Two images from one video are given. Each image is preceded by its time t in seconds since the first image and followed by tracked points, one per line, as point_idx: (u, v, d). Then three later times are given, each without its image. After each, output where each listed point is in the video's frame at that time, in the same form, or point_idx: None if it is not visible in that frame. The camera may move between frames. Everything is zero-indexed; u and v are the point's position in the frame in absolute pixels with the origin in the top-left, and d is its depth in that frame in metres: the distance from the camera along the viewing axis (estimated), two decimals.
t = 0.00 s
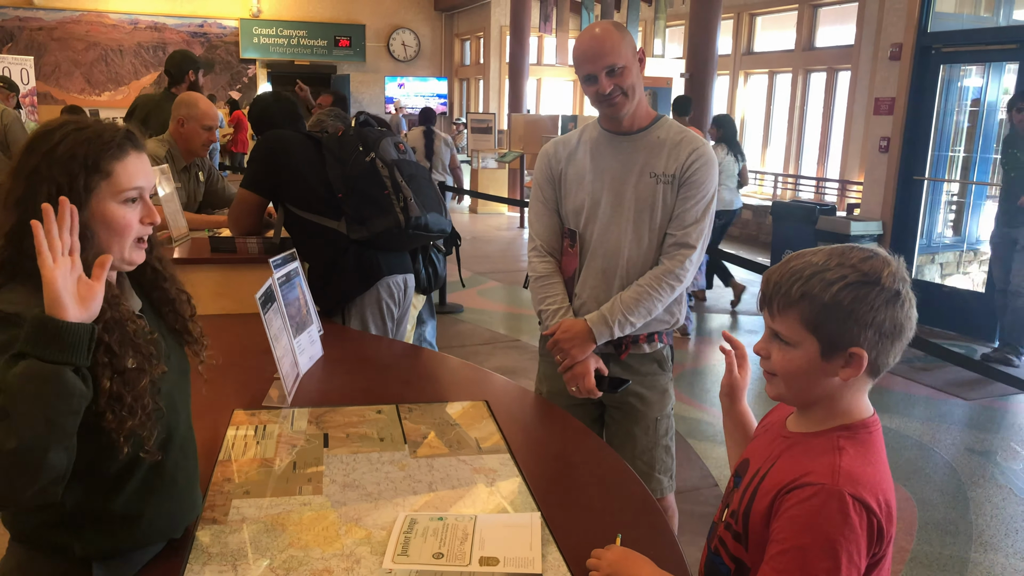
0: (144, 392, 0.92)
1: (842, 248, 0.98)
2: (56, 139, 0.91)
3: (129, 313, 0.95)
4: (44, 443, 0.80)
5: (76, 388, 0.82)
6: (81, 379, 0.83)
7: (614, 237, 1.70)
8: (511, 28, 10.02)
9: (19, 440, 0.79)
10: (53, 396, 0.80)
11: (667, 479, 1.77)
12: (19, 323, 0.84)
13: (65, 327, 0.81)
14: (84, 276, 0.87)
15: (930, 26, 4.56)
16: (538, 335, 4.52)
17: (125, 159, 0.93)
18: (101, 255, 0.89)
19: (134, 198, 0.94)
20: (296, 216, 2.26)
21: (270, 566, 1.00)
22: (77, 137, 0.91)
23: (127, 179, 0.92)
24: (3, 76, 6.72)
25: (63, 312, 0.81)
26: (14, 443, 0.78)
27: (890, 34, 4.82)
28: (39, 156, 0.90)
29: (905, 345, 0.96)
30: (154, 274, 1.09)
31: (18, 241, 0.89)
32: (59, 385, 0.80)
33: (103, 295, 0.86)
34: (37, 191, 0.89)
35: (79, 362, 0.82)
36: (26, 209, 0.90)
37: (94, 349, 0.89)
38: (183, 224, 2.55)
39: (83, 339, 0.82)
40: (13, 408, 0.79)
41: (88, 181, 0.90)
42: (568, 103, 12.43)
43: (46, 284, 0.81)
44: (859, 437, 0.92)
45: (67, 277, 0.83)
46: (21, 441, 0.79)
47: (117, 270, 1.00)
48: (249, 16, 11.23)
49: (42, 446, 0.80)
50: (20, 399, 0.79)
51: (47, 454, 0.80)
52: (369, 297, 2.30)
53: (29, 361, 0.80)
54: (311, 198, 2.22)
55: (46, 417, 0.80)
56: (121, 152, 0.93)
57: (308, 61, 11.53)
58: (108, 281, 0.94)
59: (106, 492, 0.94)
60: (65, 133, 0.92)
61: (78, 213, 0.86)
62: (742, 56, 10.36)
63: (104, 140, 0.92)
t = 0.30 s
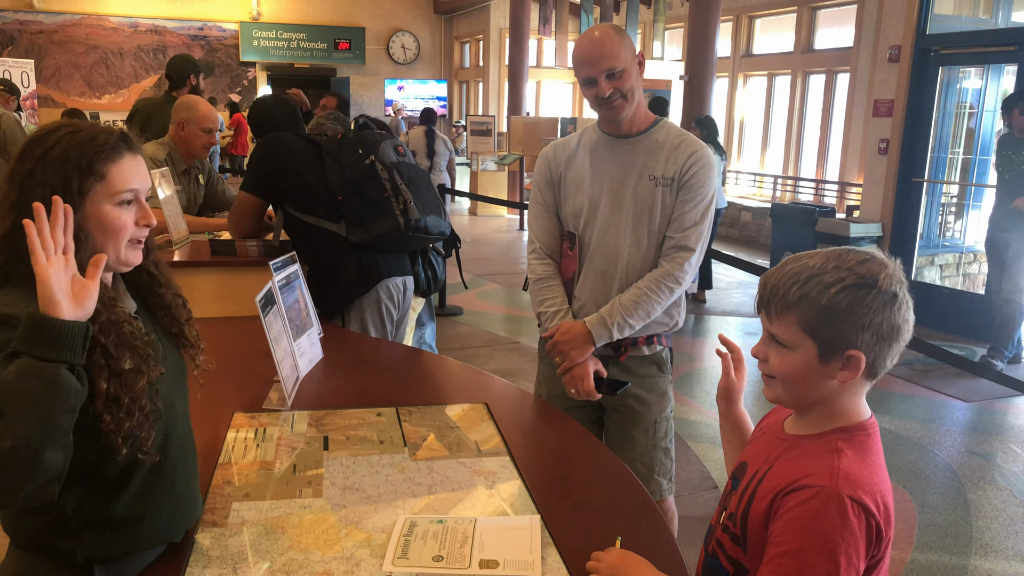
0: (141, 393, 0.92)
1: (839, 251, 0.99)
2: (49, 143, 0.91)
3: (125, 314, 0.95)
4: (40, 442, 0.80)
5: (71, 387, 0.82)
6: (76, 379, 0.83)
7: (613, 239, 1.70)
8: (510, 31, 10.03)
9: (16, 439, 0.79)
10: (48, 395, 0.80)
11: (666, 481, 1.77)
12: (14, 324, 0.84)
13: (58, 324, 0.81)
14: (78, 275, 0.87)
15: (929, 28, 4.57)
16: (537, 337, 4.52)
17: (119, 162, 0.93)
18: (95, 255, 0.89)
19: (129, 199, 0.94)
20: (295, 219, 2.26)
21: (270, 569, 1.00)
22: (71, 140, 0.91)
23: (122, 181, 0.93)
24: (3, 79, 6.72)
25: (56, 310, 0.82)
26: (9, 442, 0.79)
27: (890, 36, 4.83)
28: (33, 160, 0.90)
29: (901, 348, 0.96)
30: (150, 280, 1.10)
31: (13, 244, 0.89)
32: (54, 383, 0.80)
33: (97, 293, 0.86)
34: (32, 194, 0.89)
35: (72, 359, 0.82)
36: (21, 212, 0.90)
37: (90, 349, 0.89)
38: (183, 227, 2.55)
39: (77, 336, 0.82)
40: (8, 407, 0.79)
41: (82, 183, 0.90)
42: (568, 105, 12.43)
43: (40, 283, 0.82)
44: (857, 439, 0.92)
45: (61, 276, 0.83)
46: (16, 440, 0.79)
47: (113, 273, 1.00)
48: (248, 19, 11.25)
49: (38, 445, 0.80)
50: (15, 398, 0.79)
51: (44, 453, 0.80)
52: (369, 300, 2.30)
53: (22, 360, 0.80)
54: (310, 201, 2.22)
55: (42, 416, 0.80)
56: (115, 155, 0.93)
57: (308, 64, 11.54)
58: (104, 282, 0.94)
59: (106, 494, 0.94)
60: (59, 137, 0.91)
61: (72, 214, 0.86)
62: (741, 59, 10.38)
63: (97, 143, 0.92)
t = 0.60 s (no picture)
0: (140, 393, 0.92)
1: (841, 255, 0.99)
2: (47, 141, 0.92)
3: (123, 315, 0.95)
4: (40, 446, 0.80)
5: (71, 390, 0.82)
6: (77, 382, 0.83)
7: (614, 243, 1.70)
8: (511, 36, 10.06)
9: (16, 442, 0.79)
10: (50, 399, 0.80)
11: (667, 486, 1.77)
12: (15, 328, 0.84)
13: (60, 329, 0.81)
14: (79, 279, 0.87)
15: (929, 33, 4.57)
16: (538, 341, 4.53)
17: (116, 160, 0.93)
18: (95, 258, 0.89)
19: (127, 198, 0.94)
20: (296, 223, 2.27)
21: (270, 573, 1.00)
22: (68, 139, 0.92)
23: (119, 179, 0.93)
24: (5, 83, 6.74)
25: (58, 314, 0.82)
26: (10, 446, 0.79)
27: (891, 41, 4.87)
28: (30, 159, 0.91)
29: (902, 353, 0.96)
30: (147, 280, 1.10)
31: (12, 244, 0.89)
32: (56, 387, 0.80)
33: (98, 297, 0.86)
34: (29, 193, 0.90)
35: (75, 364, 0.82)
36: (19, 212, 0.90)
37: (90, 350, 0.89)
38: (184, 232, 2.55)
39: (78, 341, 0.82)
40: (10, 411, 0.79)
41: (79, 182, 0.90)
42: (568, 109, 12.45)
43: (41, 287, 0.81)
44: (856, 443, 0.92)
45: (63, 280, 0.83)
46: (17, 444, 0.79)
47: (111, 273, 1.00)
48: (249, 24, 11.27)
49: (38, 450, 0.80)
50: (16, 402, 0.79)
51: (43, 457, 0.80)
52: (369, 304, 2.30)
53: (23, 364, 0.80)
54: (311, 205, 2.22)
55: (42, 419, 0.80)
56: (112, 154, 0.93)
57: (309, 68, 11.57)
58: (103, 283, 0.94)
59: (102, 496, 0.94)
60: (56, 137, 0.92)
61: (72, 216, 0.86)
62: (742, 63, 10.41)
63: (94, 142, 0.92)
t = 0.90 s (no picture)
0: (139, 398, 0.93)
1: (845, 260, 0.99)
2: (57, 146, 0.92)
3: (124, 319, 0.95)
4: (37, 451, 0.80)
5: (70, 397, 0.82)
6: (76, 388, 0.84)
7: (618, 248, 1.70)
8: (515, 40, 10.09)
9: (13, 447, 0.79)
10: (48, 404, 0.80)
11: (670, 490, 1.76)
12: (16, 331, 0.84)
13: (61, 334, 0.82)
14: (82, 284, 0.87)
15: (933, 38, 4.58)
16: (541, 345, 4.53)
17: (124, 168, 0.94)
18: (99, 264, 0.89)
19: (133, 205, 0.95)
20: (300, 227, 2.27)
21: None
22: (78, 144, 0.92)
23: (126, 187, 0.93)
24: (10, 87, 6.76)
25: (58, 320, 0.82)
26: (7, 449, 0.79)
27: (894, 46, 4.80)
28: (39, 162, 0.91)
29: (905, 359, 0.96)
30: (151, 284, 1.11)
31: (17, 247, 0.90)
32: (55, 392, 0.81)
33: (99, 303, 0.87)
34: (36, 198, 0.90)
35: (73, 370, 0.83)
36: (26, 215, 0.90)
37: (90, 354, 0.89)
38: (189, 235, 2.56)
39: (78, 346, 0.83)
40: (9, 416, 0.79)
41: (87, 188, 0.91)
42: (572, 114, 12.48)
43: (44, 293, 0.82)
44: (859, 448, 0.92)
45: (65, 286, 0.84)
46: (13, 448, 0.79)
47: (114, 278, 1.00)
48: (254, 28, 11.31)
49: (35, 454, 0.80)
50: (15, 407, 0.79)
51: (40, 461, 0.81)
52: (373, 308, 2.30)
53: (24, 369, 0.81)
54: (315, 209, 2.23)
55: (40, 424, 0.80)
56: (121, 161, 0.94)
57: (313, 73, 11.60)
58: (105, 288, 0.95)
59: (99, 499, 0.94)
60: (66, 141, 0.92)
61: (77, 222, 0.86)
62: (745, 67, 10.42)
63: (104, 148, 0.93)
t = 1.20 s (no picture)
0: (142, 401, 0.93)
1: (851, 266, 0.99)
2: (61, 149, 0.92)
3: (128, 323, 0.95)
4: (37, 455, 0.80)
5: (71, 401, 0.82)
6: (77, 393, 0.84)
7: (623, 252, 1.70)
8: (520, 44, 10.10)
9: (14, 451, 0.79)
10: (49, 408, 0.80)
11: (675, 495, 1.76)
12: (20, 333, 0.85)
13: (62, 339, 0.82)
14: (84, 288, 0.87)
15: (939, 43, 4.57)
16: (545, 349, 4.52)
17: (128, 171, 0.94)
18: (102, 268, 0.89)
19: (137, 208, 0.95)
20: (305, 230, 2.28)
21: None
22: (82, 147, 0.92)
23: (129, 191, 0.93)
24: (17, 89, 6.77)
25: (60, 325, 0.82)
26: (8, 453, 0.79)
27: (900, 50, 4.83)
28: (43, 166, 0.92)
29: (912, 365, 0.96)
30: (155, 286, 1.11)
31: (20, 250, 0.90)
32: (55, 396, 0.81)
33: (101, 307, 0.86)
34: (40, 202, 0.90)
35: (74, 374, 0.83)
36: (30, 218, 0.91)
37: (93, 358, 0.89)
38: (194, 237, 2.57)
39: (79, 351, 0.83)
40: (9, 421, 0.79)
41: (90, 192, 0.91)
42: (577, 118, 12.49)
43: (45, 298, 0.82)
44: (868, 455, 0.92)
45: (66, 291, 0.84)
46: (13, 452, 0.79)
47: (119, 281, 1.01)
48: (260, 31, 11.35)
49: (35, 458, 0.80)
50: (16, 411, 0.79)
51: (41, 465, 0.81)
52: (377, 311, 2.30)
53: (25, 373, 0.81)
54: (320, 212, 2.23)
55: (41, 429, 0.80)
56: (124, 164, 0.94)
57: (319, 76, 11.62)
58: (109, 291, 0.95)
59: (102, 500, 0.94)
60: (70, 145, 0.93)
61: (79, 226, 0.87)
62: (750, 72, 10.42)
63: (108, 152, 0.93)
